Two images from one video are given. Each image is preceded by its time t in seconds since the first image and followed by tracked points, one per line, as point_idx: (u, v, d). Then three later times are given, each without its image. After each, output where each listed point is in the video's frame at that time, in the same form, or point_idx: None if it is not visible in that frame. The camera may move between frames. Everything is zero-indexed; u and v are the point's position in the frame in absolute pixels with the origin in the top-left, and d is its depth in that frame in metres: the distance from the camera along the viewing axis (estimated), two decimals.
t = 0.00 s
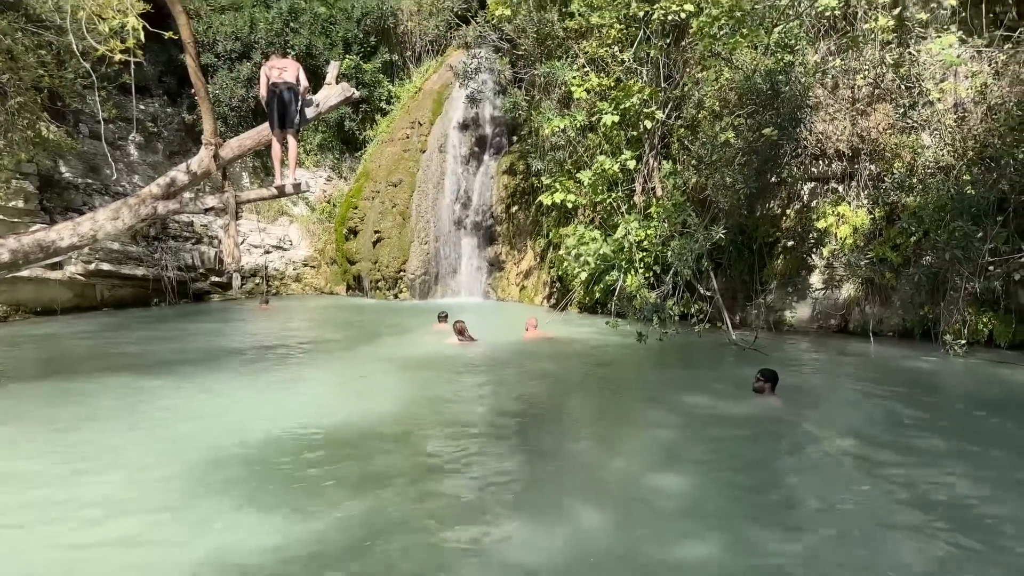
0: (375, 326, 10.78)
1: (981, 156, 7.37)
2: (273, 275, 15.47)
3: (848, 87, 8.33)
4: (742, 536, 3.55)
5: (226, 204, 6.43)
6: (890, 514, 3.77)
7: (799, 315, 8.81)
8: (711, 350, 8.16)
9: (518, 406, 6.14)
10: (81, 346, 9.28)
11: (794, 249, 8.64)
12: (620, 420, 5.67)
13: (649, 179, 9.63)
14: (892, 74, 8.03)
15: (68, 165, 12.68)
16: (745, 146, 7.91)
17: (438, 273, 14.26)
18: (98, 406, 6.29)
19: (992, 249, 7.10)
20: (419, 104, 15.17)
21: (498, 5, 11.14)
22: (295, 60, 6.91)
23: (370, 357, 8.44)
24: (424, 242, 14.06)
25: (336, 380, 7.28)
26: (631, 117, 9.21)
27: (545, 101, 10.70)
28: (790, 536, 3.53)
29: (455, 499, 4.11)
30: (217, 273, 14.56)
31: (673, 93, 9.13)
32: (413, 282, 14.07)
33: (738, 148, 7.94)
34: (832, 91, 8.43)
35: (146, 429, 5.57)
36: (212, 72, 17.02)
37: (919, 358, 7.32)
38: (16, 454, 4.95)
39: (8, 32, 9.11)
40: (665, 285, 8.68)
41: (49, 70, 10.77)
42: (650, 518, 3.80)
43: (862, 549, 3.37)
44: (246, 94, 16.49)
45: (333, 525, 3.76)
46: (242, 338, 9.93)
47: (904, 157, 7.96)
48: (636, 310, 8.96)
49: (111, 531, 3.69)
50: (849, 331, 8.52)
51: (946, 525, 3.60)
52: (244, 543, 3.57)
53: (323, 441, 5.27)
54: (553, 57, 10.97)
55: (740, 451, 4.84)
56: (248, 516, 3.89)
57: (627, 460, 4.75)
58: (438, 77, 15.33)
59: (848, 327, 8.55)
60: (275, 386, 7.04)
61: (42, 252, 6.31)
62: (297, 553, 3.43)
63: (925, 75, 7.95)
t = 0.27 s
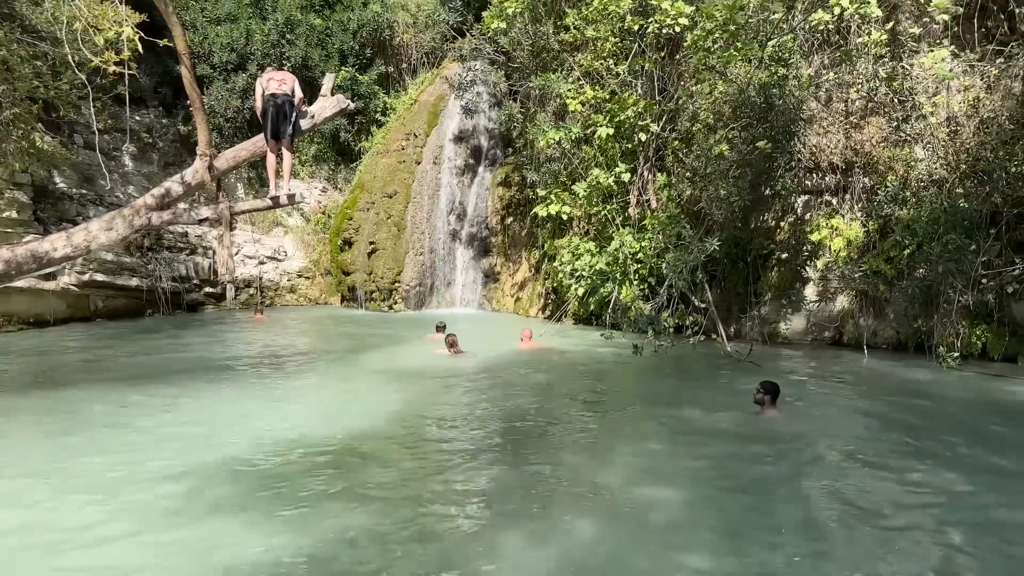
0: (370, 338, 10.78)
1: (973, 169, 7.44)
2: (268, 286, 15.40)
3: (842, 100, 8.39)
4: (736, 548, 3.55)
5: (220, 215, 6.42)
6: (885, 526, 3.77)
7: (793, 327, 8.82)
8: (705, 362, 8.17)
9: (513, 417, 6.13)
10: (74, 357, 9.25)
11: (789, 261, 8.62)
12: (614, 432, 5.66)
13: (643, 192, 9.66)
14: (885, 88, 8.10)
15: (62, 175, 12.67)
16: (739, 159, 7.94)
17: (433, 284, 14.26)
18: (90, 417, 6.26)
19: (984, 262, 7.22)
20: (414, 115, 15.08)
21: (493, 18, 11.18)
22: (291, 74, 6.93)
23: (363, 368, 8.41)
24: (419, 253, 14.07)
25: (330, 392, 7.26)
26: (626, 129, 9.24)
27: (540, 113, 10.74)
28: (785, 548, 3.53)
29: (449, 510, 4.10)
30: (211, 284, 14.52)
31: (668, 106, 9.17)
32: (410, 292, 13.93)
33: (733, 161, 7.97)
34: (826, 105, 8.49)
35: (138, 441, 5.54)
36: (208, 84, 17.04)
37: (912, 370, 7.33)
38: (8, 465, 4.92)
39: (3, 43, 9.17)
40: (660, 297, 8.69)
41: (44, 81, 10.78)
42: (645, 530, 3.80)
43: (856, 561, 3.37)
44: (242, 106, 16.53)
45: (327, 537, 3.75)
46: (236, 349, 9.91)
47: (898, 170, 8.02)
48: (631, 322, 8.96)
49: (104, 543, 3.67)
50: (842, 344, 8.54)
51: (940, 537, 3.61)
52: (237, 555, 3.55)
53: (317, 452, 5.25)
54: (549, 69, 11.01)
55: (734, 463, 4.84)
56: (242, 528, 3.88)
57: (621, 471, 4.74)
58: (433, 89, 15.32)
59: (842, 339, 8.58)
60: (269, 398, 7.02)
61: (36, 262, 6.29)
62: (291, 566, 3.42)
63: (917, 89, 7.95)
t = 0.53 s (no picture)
0: (365, 347, 10.79)
1: (966, 181, 7.45)
2: (263, 296, 15.34)
3: (836, 113, 8.51)
4: (730, 559, 3.54)
5: (215, 225, 6.42)
6: (879, 537, 3.77)
7: (787, 339, 8.79)
8: (701, 372, 8.19)
9: (508, 428, 6.12)
10: (67, 367, 9.21)
11: (784, 272, 8.61)
12: (609, 443, 5.64)
13: (639, 203, 9.70)
14: (879, 101, 8.13)
15: (57, 185, 12.64)
16: (733, 170, 7.97)
17: (428, 294, 14.25)
18: (83, 427, 6.23)
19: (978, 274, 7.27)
20: (410, 126, 15.11)
21: (489, 29, 11.23)
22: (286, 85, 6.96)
23: (356, 379, 8.38)
24: (414, 263, 14.08)
25: (325, 402, 7.23)
26: (621, 141, 9.27)
27: (535, 125, 10.76)
28: (779, 559, 3.52)
29: (443, 521, 4.09)
30: (205, 294, 14.48)
31: (663, 118, 9.22)
32: (404, 302, 14.01)
33: (727, 173, 8.01)
34: (820, 117, 8.57)
35: (132, 452, 5.52)
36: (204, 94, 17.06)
37: (906, 381, 7.34)
38: None
39: None
40: (655, 308, 8.70)
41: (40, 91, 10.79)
42: (639, 541, 3.79)
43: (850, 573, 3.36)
44: (238, 116, 16.57)
45: (320, 548, 3.73)
46: (230, 359, 9.88)
47: (891, 182, 8.05)
48: (626, 332, 8.95)
49: (94, 556, 3.65)
50: (837, 355, 8.52)
51: (934, 549, 3.61)
52: (228, 567, 3.53)
53: (311, 463, 5.23)
54: (544, 81, 11.05)
55: (729, 475, 4.83)
56: (233, 539, 3.85)
57: (616, 482, 4.73)
58: (429, 99, 15.31)
59: (837, 350, 8.53)
60: (263, 408, 7.00)
61: (30, 272, 6.28)
62: None
63: (911, 101, 8.02)
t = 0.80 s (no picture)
0: (361, 356, 10.78)
1: (961, 194, 7.54)
2: (258, 305, 15.31)
3: (831, 124, 8.52)
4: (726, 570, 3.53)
5: (211, 233, 6.41)
6: (875, 549, 3.76)
7: (783, 348, 8.83)
8: (697, 382, 8.18)
9: (502, 438, 6.10)
10: (61, 375, 9.17)
11: (779, 282, 8.58)
12: (604, 454, 5.62)
13: (635, 213, 9.73)
14: (874, 113, 8.16)
15: (52, 193, 12.62)
16: (729, 181, 8.00)
17: (425, 302, 14.22)
18: (75, 436, 6.19)
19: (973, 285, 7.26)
20: (407, 134, 15.05)
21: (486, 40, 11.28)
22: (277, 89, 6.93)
23: (350, 389, 8.33)
24: (410, 272, 14.09)
25: (319, 412, 7.20)
26: (617, 151, 9.29)
27: (532, 134, 10.78)
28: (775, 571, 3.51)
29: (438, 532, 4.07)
30: (200, 302, 14.43)
31: (659, 129, 9.26)
32: (400, 311, 13.95)
33: (723, 184, 8.04)
34: (815, 128, 8.59)
35: (125, 461, 5.49)
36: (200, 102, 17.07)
37: (901, 392, 7.35)
38: None
39: None
40: (651, 318, 8.69)
41: (36, 99, 10.79)
42: (634, 553, 3.77)
43: None
44: (235, 124, 16.58)
45: (313, 559, 3.71)
46: (224, 368, 9.85)
47: (887, 194, 8.09)
48: (622, 343, 8.92)
49: (85, 566, 3.62)
50: (832, 366, 8.55)
51: (930, 561, 3.60)
52: None
53: (305, 473, 5.21)
54: (541, 91, 11.08)
55: (725, 485, 4.82)
56: (226, 549, 3.83)
57: (611, 493, 4.71)
58: (426, 108, 15.30)
59: (831, 361, 8.58)
60: (257, 417, 6.97)
61: (24, 281, 6.25)
62: None
63: (906, 113, 8.04)
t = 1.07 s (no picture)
0: (357, 363, 10.78)
1: (958, 204, 7.48)
2: (254, 312, 15.28)
3: (827, 134, 8.59)
4: None
5: (208, 240, 6.40)
6: (871, 558, 3.76)
7: (779, 358, 8.71)
8: (694, 391, 8.17)
9: (498, 447, 6.08)
10: (55, 382, 9.13)
11: (776, 292, 8.66)
12: (600, 463, 5.60)
13: (632, 222, 9.74)
14: (871, 123, 8.21)
15: (49, 199, 12.60)
16: (726, 191, 8.04)
17: (421, 310, 14.20)
18: (70, 443, 6.17)
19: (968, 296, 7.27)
20: (405, 143, 15.21)
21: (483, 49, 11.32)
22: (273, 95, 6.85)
23: (347, 396, 8.32)
24: (407, 279, 14.09)
25: (315, 420, 7.17)
26: (614, 160, 9.32)
27: (529, 143, 10.79)
28: None
29: (434, 540, 4.06)
30: (197, 309, 14.40)
31: (656, 138, 9.28)
32: (396, 319, 13.99)
33: (720, 193, 8.08)
34: (812, 138, 8.65)
35: (120, 468, 5.47)
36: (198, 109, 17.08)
37: (898, 402, 7.35)
38: None
39: None
40: (648, 326, 8.68)
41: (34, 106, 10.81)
42: (630, 562, 3.76)
43: None
44: (232, 131, 16.59)
45: (309, 567, 3.70)
46: (220, 375, 9.82)
47: (883, 204, 8.11)
48: (619, 351, 8.89)
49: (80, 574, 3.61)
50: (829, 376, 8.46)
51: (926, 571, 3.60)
52: None
53: (301, 481, 5.19)
54: (538, 100, 11.09)
55: (721, 495, 4.81)
56: (221, 557, 3.82)
57: (608, 502, 4.70)
58: (424, 117, 15.27)
59: (829, 371, 8.49)
60: (252, 425, 6.95)
61: (20, 287, 6.24)
62: None
63: (902, 123, 8.10)
